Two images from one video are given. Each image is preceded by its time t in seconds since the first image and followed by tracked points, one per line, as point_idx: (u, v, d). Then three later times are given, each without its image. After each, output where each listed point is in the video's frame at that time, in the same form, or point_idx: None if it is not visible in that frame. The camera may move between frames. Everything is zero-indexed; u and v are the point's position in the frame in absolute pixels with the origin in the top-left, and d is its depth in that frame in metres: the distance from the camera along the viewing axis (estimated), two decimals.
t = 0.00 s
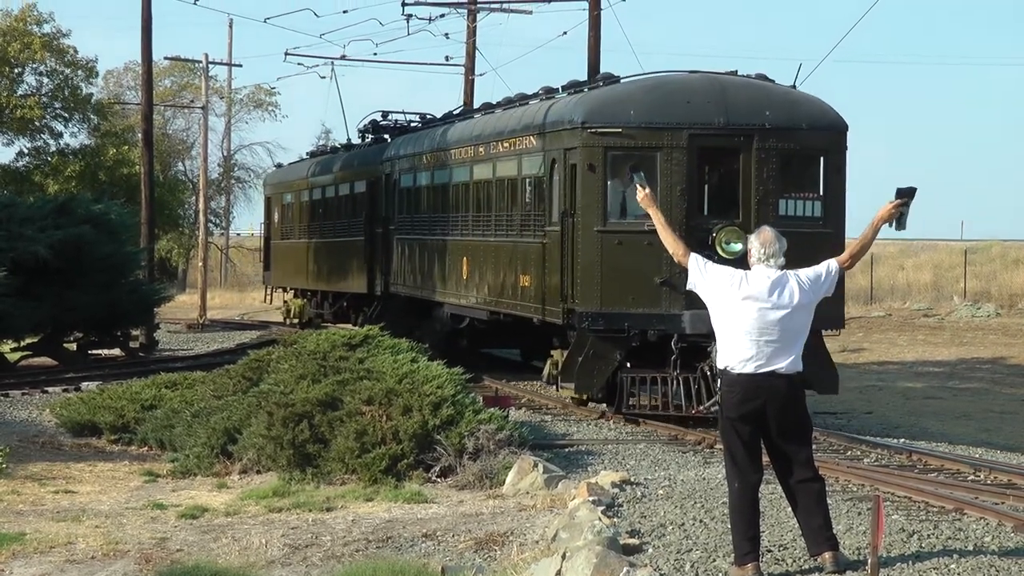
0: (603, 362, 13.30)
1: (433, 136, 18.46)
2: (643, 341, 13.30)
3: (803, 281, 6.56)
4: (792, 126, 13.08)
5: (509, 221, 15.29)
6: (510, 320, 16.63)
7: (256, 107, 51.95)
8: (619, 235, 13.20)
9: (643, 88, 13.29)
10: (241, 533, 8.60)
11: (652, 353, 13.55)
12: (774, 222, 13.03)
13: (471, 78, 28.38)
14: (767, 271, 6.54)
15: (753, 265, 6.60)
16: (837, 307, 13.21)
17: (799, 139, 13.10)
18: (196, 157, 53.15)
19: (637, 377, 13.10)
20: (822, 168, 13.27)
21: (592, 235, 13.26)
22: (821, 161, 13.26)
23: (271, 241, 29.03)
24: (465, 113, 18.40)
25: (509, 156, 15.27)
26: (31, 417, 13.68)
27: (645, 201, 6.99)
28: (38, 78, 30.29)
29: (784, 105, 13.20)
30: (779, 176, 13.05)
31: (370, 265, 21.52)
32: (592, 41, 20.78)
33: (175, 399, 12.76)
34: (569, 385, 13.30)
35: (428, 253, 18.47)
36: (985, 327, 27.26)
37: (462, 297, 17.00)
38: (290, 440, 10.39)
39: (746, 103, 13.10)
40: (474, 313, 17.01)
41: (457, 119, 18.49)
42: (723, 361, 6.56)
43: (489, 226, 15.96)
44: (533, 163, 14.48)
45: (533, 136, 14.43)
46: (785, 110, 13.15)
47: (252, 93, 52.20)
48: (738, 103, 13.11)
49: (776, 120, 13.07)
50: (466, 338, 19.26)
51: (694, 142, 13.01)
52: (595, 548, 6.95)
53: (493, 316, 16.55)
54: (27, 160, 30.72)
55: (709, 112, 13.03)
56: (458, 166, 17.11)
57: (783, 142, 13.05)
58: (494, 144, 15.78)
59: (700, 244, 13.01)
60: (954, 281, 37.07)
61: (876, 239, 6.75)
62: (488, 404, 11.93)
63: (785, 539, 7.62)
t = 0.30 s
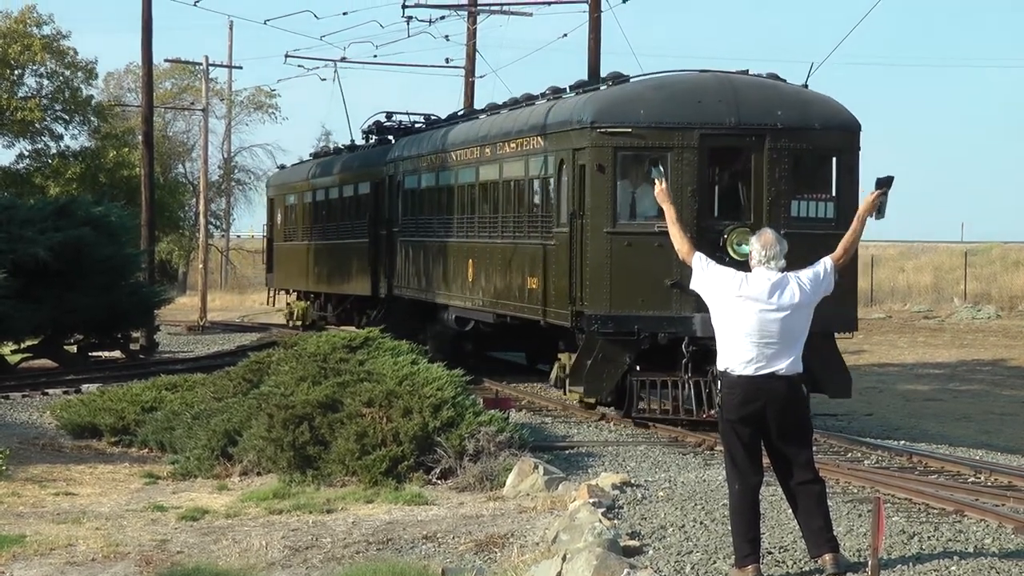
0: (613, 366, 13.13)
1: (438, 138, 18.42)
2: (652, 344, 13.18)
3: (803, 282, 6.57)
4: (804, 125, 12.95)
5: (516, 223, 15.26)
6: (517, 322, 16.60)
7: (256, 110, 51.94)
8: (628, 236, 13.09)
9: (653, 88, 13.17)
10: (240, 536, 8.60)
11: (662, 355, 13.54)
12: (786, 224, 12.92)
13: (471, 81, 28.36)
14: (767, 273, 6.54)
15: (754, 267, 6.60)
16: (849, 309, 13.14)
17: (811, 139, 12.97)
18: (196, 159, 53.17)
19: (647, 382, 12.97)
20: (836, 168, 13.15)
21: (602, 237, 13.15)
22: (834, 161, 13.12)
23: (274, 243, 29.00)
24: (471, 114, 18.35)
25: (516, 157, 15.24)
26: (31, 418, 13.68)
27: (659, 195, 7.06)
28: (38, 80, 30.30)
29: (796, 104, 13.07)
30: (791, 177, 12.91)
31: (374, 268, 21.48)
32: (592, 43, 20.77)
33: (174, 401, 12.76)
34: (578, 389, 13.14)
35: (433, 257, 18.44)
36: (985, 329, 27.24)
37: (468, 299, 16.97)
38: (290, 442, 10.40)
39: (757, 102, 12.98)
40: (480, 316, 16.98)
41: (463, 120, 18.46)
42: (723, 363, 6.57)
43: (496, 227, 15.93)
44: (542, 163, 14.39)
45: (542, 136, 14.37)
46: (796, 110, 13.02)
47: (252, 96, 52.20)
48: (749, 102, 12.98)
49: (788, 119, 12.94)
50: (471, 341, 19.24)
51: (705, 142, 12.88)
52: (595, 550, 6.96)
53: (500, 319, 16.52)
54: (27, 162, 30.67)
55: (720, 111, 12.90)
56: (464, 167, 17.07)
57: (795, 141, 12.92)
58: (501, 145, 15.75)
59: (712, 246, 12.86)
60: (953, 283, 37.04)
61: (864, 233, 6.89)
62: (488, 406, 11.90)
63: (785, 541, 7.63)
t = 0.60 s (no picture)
0: (620, 365, 13.24)
1: (443, 137, 18.49)
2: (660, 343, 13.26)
3: (800, 279, 6.65)
4: (812, 124, 12.98)
5: (523, 223, 15.32)
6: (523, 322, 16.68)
7: (258, 111, 52.02)
8: (636, 235, 13.10)
9: (660, 86, 13.22)
10: (243, 532, 8.70)
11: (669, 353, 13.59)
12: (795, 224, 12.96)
13: (471, 80, 28.46)
14: (764, 272, 6.61)
15: (751, 266, 6.68)
16: (858, 308, 13.20)
17: (820, 138, 13.00)
18: (200, 161, 53.33)
19: (654, 381, 13.03)
20: (844, 167, 13.17)
21: (609, 235, 13.17)
22: (843, 159, 13.14)
23: (279, 242, 29.06)
24: (476, 113, 18.41)
25: (522, 156, 15.31)
26: (36, 417, 13.78)
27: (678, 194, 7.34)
28: (41, 82, 30.47)
29: (805, 103, 13.09)
30: (800, 177, 12.94)
31: (380, 268, 21.52)
32: (591, 44, 20.84)
33: (177, 400, 12.86)
34: (586, 388, 13.20)
35: (438, 257, 18.51)
36: (981, 327, 27.33)
37: (474, 298, 17.03)
38: (292, 441, 10.48)
39: (766, 100, 13.01)
40: (485, 315, 17.05)
41: (468, 118, 18.53)
42: (722, 361, 6.67)
43: (502, 227, 15.99)
44: (549, 163, 14.46)
45: (549, 136, 14.42)
46: (805, 108, 13.05)
47: (254, 97, 52.31)
48: (758, 101, 13.02)
49: (796, 117, 12.96)
50: (476, 342, 19.28)
51: (714, 141, 12.93)
52: (594, 547, 7.06)
53: (506, 318, 16.60)
54: (32, 163, 30.89)
55: (729, 110, 12.93)
56: (469, 167, 17.13)
57: (804, 140, 12.95)
58: (507, 144, 15.81)
59: (720, 245, 12.87)
60: (948, 283, 37.13)
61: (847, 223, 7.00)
62: (487, 404, 12.01)
63: (781, 537, 7.74)
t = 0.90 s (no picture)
0: (623, 365, 13.69)
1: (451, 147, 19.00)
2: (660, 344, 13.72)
3: (783, 283, 7.13)
4: (805, 133, 13.46)
5: (528, 230, 15.80)
6: (528, 325, 17.18)
7: (272, 124, 52.63)
8: (637, 240, 13.60)
9: (660, 97, 13.74)
10: (258, 522, 9.20)
11: (668, 353, 14.05)
12: (789, 231, 13.41)
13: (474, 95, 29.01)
14: (751, 276, 7.12)
15: (738, 271, 7.19)
16: (849, 311, 13.68)
17: (812, 147, 13.47)
18: (218, 172, 54.07)
19: (654, 381, 13.48)
20: (836, 176, 13.65)
21: (611, 241, 13.66)
22: (835, 168, 13.62)
23: (293, 246, 29.56)
24: (482, 124, 18.91)
25: (526, 165, 15.83)
26: (61, 412, 14.31)
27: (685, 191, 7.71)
28: (68, 96, 31.21)
29: (798, 114, 13.59)
30: (794, 185, 13.42)
31: (388, 273, 22.01)
32: (586, 61, 21.35)
33: (196, 397, 13.37)
34: (588, 387, 13.68)
35: (445, 263, 19.00)
36: (952, 328, 27.92)
37: (480, 302, 17.51)
38: (305, 435, 11.00)
39: (761, 112, 13.52)
40: (491, 318, 17.54)
41: (475, 129, 19.03)
42: (711, 361, 7.17)
43: (507, 233, 16.49)
44: (553, 172, 14.97)
45: (552, 146, 14.94)
46: (799, 119, 13.54)
47: (268, 111, 52.97)
48: (753, 112, 13.52)
49: (790, 128, 13.46)
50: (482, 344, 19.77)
51: (711, 150, 13.43)
52: (588, 536, 7.56)
53: (511, 322, 17.08)
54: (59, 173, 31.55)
55: (725, 121, 13.44)
56: (476, 176, 17.63)
57: (797, 149, 13.44)
58: (512, 154, 16.32)
59: (717, 251, 13.37)
60: (922, 285, 37.87)
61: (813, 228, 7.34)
62: (488, 401, 12.50)
63: (766, 527, 8.24)
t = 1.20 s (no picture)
0: (622, 365, 14.25)
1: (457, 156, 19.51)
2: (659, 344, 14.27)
3: (768, 286, 7.61)
4: (797, 142, 13.95)
5: (531, 235, 16.28)
6: (531, 326, 17.68)
7: (285, 136, 53.26)
8: (637, 245, 14.10)
9: (657, 108, 14.24)
10: (271, 512, 9.71)
11: (666, 353, 14.57)
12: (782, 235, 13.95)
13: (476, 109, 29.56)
14: (737, 279, 7.59)
15: (726, 274, 7.67)
16: (838, 312, 14.18)
17: (803, 155, 13.98)
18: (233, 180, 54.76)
19: (653, 379, 13.90)
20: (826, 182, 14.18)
21: (612, 245, 14.16)
22: (826, 175, 14.15)
23: (307, 251, 30.06)
24: (485, 134, 19.41)
25: (529, 174, 16.33)
26: (85, 408, 14.83)
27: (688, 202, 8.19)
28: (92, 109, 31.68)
29: (790, 123, 14.08)
30: (786, 192, 13.93)
31: (396, 277, 22.51)
32: (583, 77, 21.89)
33: (212, 393, 13.89)
34: (590, 385, 14.25)
35: (451, 266, 19.51)
36: (927, 328, 28.53)
37: (485, 304, 17.99)
38: (315, 429, 11.51)
39: (754, 122, 14.00)
40: (496, 319, 18.02)
41: (480, 138, 19.54)
42: (700, 359, 7.65)
43: (511, 238, 16.98)
44: (555, 179, 15.48)
45: (554, 154, 15.45)
46: (790, 129, 14.03)
47: (282, 123, 53.62)
48: (747, 122, 14.01)
49: (782, 137, 13.94)
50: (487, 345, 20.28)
51: (707, 159, 13.92)
52: (584, 525, 8.05)
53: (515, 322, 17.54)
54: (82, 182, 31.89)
55: (720, 130, 13.92)
56: (481, 184, 18.11)
57: (789, 157, 13.93)
58: (516, 163, 16.82)
59: (713, 256, 13.85)
60: (899, 288, 38.63)
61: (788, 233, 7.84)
62: (489, 396, 13.00)
63: (752, 516, 8.74)
